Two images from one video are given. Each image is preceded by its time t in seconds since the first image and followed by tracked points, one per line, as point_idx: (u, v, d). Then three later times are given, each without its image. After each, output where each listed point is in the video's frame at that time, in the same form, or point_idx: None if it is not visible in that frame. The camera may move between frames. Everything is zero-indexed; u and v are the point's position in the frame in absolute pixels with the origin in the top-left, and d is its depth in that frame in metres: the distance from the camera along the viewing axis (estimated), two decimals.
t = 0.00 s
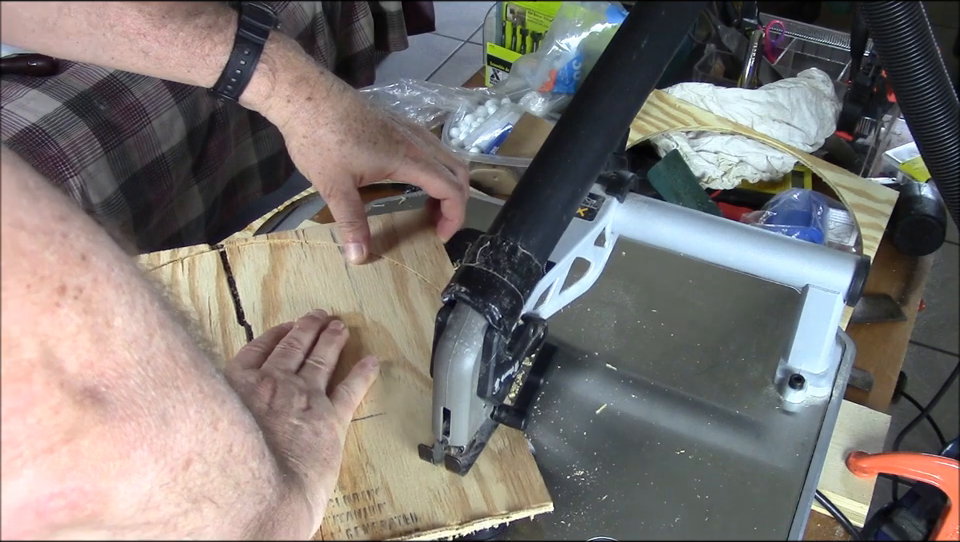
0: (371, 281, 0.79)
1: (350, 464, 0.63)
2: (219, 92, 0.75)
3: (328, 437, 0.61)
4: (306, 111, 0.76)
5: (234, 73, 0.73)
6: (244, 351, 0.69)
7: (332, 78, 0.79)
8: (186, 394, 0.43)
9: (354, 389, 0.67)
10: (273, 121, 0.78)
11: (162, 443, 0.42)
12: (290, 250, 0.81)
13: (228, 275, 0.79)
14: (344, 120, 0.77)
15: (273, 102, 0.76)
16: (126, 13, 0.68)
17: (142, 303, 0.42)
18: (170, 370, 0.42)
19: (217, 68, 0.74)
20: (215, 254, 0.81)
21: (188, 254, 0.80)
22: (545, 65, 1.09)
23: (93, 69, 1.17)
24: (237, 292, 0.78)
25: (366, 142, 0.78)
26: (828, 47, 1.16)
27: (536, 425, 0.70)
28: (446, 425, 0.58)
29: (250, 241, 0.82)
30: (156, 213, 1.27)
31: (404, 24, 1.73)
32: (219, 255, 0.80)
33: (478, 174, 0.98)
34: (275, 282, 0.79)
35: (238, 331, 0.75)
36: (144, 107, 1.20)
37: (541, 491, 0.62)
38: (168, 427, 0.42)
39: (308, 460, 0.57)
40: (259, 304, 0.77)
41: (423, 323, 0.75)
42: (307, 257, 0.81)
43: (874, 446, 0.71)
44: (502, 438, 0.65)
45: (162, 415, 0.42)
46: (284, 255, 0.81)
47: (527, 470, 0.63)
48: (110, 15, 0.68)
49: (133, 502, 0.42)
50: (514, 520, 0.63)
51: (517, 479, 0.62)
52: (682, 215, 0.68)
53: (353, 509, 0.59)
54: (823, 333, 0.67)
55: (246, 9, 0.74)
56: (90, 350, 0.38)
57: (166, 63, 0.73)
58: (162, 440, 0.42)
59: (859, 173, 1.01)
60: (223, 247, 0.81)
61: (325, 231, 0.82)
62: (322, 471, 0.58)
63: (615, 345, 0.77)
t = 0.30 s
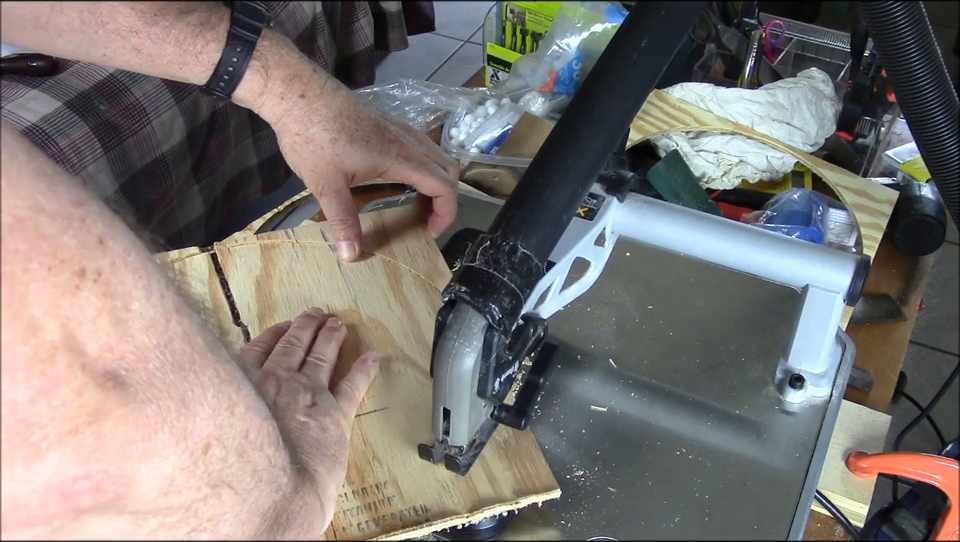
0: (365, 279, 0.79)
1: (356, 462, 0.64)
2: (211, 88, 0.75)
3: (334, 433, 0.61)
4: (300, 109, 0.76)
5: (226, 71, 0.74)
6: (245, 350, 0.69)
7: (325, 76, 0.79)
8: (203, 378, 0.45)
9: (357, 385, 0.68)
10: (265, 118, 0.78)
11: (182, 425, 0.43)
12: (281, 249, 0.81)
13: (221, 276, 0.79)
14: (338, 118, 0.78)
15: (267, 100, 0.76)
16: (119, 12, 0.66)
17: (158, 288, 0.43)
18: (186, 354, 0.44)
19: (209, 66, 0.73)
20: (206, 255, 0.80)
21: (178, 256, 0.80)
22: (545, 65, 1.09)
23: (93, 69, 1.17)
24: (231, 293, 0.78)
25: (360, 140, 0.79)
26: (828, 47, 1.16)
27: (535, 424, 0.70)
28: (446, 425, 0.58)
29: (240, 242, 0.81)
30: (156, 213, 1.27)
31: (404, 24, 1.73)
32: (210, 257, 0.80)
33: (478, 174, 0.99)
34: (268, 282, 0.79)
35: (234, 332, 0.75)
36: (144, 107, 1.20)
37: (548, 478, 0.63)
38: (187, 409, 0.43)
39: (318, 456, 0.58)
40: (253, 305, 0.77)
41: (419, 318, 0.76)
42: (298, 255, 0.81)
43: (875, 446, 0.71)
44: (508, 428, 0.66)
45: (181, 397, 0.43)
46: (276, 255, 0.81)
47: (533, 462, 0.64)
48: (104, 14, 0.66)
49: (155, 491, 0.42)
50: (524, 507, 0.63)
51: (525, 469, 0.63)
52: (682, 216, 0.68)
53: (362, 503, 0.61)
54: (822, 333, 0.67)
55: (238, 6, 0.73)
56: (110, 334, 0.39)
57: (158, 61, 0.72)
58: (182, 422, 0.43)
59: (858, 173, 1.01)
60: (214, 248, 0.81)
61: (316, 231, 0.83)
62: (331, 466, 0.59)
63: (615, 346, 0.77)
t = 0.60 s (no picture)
0: (355, 275, 0.80)
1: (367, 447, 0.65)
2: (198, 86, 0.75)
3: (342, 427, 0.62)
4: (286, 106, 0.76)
5: (213, 69, 0.73)
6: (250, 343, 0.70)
7: (311, 75, 0.78)
8: (221, 360, 0.45)
9: (359, 379, 0.69)
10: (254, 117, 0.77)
11: (205, 403, 0.43)
12: (269, 249, 0.82)
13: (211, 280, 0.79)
14: (325, 115, 0.77)
15: (253, 97, 0.76)
16: (105, 11, 0.67)
17: (176, 270, 0.44)
18: (204, 335, 0.45)
19: (197, 64, 0.73)
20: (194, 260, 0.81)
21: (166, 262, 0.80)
22: (545, 65, 1.09)
23: (93, 70, 1.17)
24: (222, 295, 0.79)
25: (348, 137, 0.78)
26: (828, 47, 1.16)
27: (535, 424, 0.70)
28: (446, 425, 0.57)
29: (228, 244, 0.82)
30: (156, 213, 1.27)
31: (404, 24, 1.73)
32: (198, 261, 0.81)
33: (478, 174, 1.01)
34: (259, 283, 0.80)
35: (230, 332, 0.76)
36: (144, 107, 1.20)
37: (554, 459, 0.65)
38: (209, 388, 0.44)
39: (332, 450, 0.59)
40: (247, 306, 0.78)
41: (412, 309, 0.77)
42: (287, 255, 0.82)
43: (875, 446, 0.71)
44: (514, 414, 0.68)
45: (202, 376, 0.44)
46: (264, 255, 0.81)
47: (540, 443, 0.66)
48: (90, 13, 0.66)
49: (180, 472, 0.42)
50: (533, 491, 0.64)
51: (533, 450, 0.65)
52: (682, 215, 0.68)
53: (374, 495, 0.62)
54: (822, 333, 0.67)
55: (224, 5, 0.73)
56: (131, 312, 0.40)
57: (146, 60, 0.72)
58: (205, 400, 0.44)
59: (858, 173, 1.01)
60: (201, 252, 0.82)
61: (300, 230, 0.83)
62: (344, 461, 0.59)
63: (615, 345, 0.77)
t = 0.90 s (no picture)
0: (352, 274, 0.80)
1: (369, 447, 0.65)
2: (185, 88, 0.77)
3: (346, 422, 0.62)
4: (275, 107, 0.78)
5: (201, 70, 0.75)
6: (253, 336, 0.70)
7: (298, 75, 0.80)
8: (137, 419, 0.38)
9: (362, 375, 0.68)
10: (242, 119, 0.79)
11: (101, 472, 0.37)
12: (264, 249, 0.82)
13: (206, 280, 0.79)
14: (314, 115, 0.79)
15: (241, 100, 0.78)
16: (94, 11, 0.69)
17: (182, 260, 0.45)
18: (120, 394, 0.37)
19: (185, 65, 0.75)
20: (189, 260, 0.80)
21: (162, 262, 0.80)
22: (545, 65, 1.09)
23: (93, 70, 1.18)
24: (218, 293, 0.78)
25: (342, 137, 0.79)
26: (828, 47, 1.16)
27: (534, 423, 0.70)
28: (446, 423, 0.57)
29: (223, 245, 0.82)
30: (156, 213, 1.27)
31: (404, 24, 1.73)
32: (193, 261, 0.80)
33: (478, 174, 1.01)
34: (255, 282, 0.79)
35: (227, 330, 0.75)
36: (144, 107, 1.20)
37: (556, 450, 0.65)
38: (109, 454, 0.37)
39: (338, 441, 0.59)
40: (243, 304, 0.77)
41: (411, 307, 0.77)
42: (282, 254, 0.82)
43: (874, 446, 0.71)
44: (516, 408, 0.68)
45: (101, 441, 0.37)
46: (260, 254, 0.81)
47: (542, 435, 0.66)
48: (78, 12, 0.68)
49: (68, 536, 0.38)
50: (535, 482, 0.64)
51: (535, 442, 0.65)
52: (682, 214, 0.68)
53: (379, 489, 0.62)
54: (822, 333, 0.67)
55: (211, 7, 0.75)
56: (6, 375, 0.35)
57: (134, 61, 0.74)
58: (100, 468, 0.37)
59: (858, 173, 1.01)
60: (196, 252, 0.81)
61: (295, 230, 0.84)
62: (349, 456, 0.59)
63: (614, 345, 0.77)
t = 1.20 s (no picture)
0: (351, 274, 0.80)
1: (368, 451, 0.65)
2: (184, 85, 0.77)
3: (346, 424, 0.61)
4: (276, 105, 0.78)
5: (202, 67, 0.75)
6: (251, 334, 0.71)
7: (299, 74, 0.80)
8: None
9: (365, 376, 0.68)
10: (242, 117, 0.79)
11: None
12: (262, 249, 0.82)
13: (204, 280, 0.79)
14: (314, 115, 0.79)
15: (242, 97, 0.78)
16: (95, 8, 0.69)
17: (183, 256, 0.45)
18: None
19: (185, 62, 0.75)
20: (187, 261, 0.80)
21: (160, 264, 0.80)
22: (545, 65, 1.09)
23: (93, 70, 1.18)
24: (217, 293, 0.78)
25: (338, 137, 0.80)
26: (828, 47, 1.16)
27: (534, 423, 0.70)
28: (446, 424, 0.57)
29: (220, 246, 0.82)
30: (156, 213, 1.27)
31: (404, 24, 1.73)
32: (190, 262, 0.80)
33: (478, 174, 1.01)
34: (253, 282, 0.79)
35: (226, 330, 0.75)
36: (144, 108, 1.20)
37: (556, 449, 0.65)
38: None
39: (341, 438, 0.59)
40: (242, 304, 0.77)
41: (410, 307, 0.77)
42: (280, 255, 0.82)
43: (874, 446, 0.71)
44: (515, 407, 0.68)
45: None
46: (257, 255, 0.81)
47: (543, 434, 0.66)
48: (79, 7, 0.68)
49: None
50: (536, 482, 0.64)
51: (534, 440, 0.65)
52: (682, 214, 0.68)
53: (379, 489, 0.62)
54: (822, 333, 0.67)
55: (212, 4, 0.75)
56: None
57: (133, 57, 0.74)
58: None
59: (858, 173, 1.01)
60: (193, 254, 0.81)
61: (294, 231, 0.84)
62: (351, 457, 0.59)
63: (615, 345, 0.77)
